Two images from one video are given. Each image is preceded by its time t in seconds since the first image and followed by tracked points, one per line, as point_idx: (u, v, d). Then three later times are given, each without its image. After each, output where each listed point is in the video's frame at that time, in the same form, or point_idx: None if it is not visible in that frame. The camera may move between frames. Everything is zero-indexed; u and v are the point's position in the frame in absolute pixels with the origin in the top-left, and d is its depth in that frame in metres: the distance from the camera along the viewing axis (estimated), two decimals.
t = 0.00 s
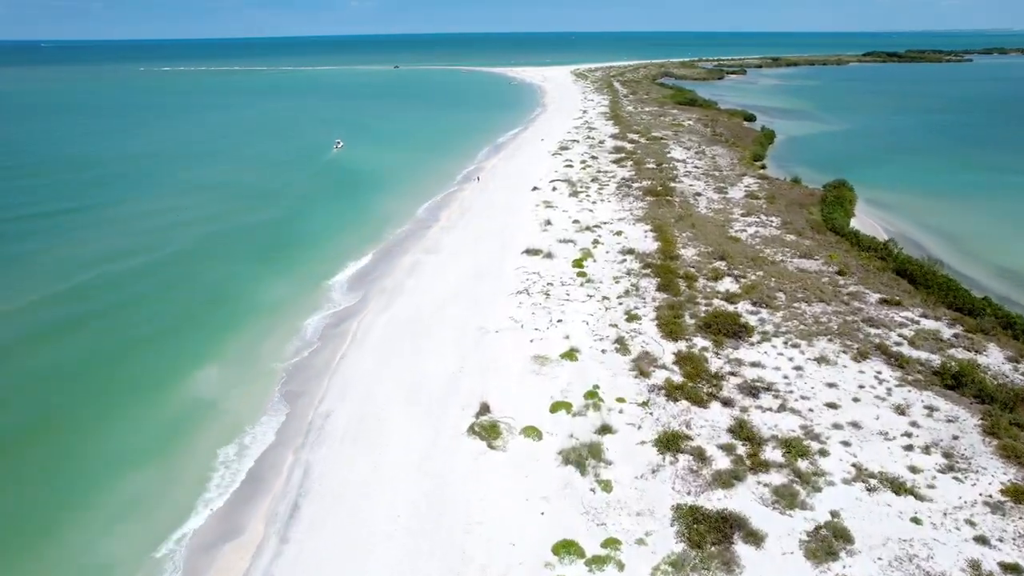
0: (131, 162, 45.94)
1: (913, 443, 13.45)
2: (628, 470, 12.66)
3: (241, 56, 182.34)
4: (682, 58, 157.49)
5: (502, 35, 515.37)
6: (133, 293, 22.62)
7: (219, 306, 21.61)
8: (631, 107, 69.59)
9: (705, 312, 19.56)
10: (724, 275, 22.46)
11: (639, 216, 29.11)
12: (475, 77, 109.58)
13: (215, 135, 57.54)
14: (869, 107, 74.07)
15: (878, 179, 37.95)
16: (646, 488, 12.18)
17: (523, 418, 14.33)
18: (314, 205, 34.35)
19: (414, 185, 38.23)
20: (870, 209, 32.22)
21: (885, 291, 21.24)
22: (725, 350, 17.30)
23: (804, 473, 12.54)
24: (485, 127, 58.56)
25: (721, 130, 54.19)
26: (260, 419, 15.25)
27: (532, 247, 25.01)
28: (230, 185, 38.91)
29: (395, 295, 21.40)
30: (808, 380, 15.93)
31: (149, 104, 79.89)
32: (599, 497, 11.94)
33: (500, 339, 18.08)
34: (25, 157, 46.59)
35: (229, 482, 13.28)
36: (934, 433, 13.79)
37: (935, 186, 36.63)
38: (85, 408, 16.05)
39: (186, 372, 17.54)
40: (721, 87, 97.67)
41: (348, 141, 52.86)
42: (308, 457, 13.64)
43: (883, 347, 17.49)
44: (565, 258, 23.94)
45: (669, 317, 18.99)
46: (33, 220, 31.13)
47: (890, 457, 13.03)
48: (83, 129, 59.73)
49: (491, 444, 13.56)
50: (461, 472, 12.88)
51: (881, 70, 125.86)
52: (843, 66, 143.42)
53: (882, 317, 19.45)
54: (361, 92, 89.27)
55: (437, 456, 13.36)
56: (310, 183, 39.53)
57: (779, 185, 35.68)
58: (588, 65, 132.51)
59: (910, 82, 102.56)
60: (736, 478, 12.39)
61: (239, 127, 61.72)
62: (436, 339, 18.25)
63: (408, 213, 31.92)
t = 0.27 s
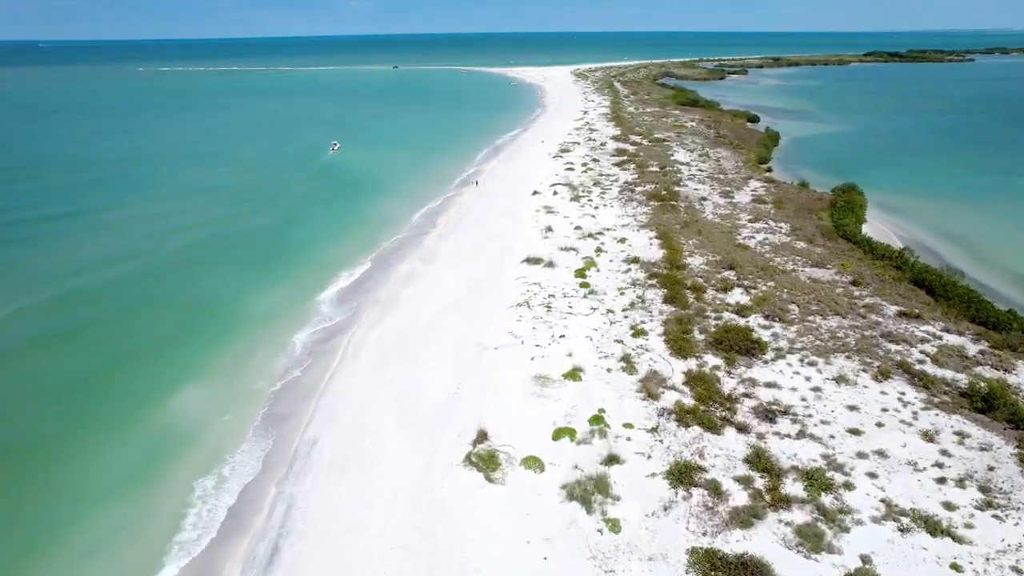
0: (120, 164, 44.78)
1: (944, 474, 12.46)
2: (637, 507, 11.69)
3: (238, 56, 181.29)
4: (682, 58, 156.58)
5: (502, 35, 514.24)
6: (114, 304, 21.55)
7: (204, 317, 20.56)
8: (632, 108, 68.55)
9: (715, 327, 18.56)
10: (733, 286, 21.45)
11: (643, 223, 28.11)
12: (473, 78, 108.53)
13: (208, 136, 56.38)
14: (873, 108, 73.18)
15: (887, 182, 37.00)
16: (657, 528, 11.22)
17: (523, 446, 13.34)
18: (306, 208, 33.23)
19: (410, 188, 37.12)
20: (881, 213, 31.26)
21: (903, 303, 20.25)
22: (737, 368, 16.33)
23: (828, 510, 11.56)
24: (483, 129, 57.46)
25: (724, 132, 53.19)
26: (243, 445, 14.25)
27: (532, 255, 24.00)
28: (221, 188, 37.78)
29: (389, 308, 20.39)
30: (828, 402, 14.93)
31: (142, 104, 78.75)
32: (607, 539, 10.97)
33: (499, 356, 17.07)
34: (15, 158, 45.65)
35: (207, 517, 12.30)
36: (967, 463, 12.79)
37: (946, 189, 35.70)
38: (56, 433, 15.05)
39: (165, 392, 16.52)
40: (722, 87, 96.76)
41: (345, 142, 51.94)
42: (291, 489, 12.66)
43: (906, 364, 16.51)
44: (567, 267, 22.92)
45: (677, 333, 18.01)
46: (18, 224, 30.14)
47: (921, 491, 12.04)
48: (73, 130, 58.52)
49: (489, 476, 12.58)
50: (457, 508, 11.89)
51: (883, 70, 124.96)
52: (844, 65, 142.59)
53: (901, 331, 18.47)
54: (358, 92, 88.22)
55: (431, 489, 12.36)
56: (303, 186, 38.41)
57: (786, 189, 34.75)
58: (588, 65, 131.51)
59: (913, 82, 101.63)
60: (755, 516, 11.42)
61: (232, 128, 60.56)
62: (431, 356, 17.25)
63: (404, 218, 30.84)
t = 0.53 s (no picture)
0: (108, 166, 43.54)
1: (983, 513, 11.44)
2: (649, 553, 10.70)
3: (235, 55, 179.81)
4: (683, 57, 155.47)
5: (501, 35, 512.91)
6: (89, 321, 20.47)
7: (186, 333, 19.54)
8: (633, 108, 67.42)
9: (727, 343, 17.54)
10: (744, 297, 20.41)
11: (647, 229, 27.05)
12: (471, 78, 107.36)
13: (199, 137, 55.14)
14: (878, 108, 72.14)
15: (898, 185, 35.98)
16: None
17: (524, 480, 12.34)
18: (298, 214, 32.13)
19: (406, 192, 35.98)
20: (894, 218, 30.23)
21: (923, 315, 19.22)
22: (752, 390, 15.31)
23: (859, 555, 10.54)
24: (481, 130, 56.29)
25: (727, 133, 52.12)
26: (223, 476, 13.23)
27: (532, 264, 22.95)
28: (210, 191, 36.58)
29: (381, 322, 19.36)
30: (851, 428, 13.88)
31: (134, 105, 77.44)
32: None
33: (498, 376, 16.03)
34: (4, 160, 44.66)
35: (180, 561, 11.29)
36: (1007, 500, 11.76)
37: (958, 192, 34.68)
38: (21, 465, 14.03)
39: (140, 417, 15.50)
40: (724, 87, 95.65)
41: (342, 144, 50.94)
42: (271, 529, 11.65)
43: (932, 384, 15.46)
44: (568, 277, 21.89)
45: (687, 350, 16.98)
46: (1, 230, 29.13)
47: (959, 533, 11.01)
48: (62, 131, 57.21)
49: (486, 514, 11.57)
50: (451, 552, 10.88)
51: (885, 69, 123.98)
52: (846, 64, 141.46)
53: (924, 346, 17.43)
54: (354, 92, 87.01)
55: (423, 530, 11.34)
56: (295, 190, 37.30)
57: (794, 192, 33.73)
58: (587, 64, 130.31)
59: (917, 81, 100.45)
60: (778, 564, 10.42)
61: (224, 129, 59.29)
62: (426, 376, 16.22)
63: (399, 224, 29.72)
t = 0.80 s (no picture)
0: (98, 168, 42.47)
1: None
2: None
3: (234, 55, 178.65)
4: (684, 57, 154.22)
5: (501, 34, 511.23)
6: (66, 333, 19.42)
7: (167, 349, 18.48)
8: (635, 108, 66.36)
9: (740, 362, 16.50)
10: (756, 310, 19.39)
11: (653, 236, 26.04)
12: (471, 77, 106.25)
13: (194, 138, 54.07)
14: (883, 108, 71.03)
15: (909, 189, 34.97)
16: None
17: (525, 520, 11.38)
18: (291, 219, 31.07)
19: (403, 196, 34.94)
20: (907, 224, 29.21)
21: (946, 330, 18.18)
22: (769, 415, 14.29)
23: None
24: (481, 131, 55.25)
25: (732, 134, 51.07)
26: (199, 514, 12.22)
27: (533, 274, 21.93)
28: (202, 194, 35.54)
29: (374, 338, 18.35)
30: (878, 458, 12.87)
31: (129, 105, 76.36)
32: None
33: (498, 398, 15.01)
34: None
35: None
36: None
37: (972, 196, 33.66)
38: None
39: (113, 445, 14.44)
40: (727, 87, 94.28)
41: (338, 145, 49.86)
42: None
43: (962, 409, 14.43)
44: (571, 287, 20.88)
45: (699, 370, 15.95)
46: None
47: None
48: (54, 131, 56.13)
49: (485, 561, 10.60)
50: None
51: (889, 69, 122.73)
52: (849, 64, 140.20)
53: (950, 364, 16.39)
54: (353, 92, 85.90)
55: None
56: (290, 193, 36.25)
57: (803, 196, 32.70)
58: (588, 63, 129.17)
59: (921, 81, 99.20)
60: None
61: (220, 130, 58.26)
62: (421, 398, 15.20)
63: (395, 230, 28.66)
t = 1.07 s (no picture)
0: (87, 170, 41.35)
1: None
2: None
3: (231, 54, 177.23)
4: (685, 56, 152.93)
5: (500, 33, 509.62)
6: (38, 348, 18.28)
7: (146, 365, 17.45)
8: (637, 108, 65.26)
9: (756, 383, 15.46)
10: (770, 324, 18.36)
11: (658, 243, 24.99)
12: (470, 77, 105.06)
13: (187, 138, 52.91)
14: (888, 108, 69.98)
15: (921, 194, 33.93)
16: None
17: (527, 567, 10.45)
18: (283, 223, 29.98)
19: (400, 199, 33.87)
20: (922, 230, 28.14)
21: (972, 346, 17.13)
22: (789, 445, 13.23)
23: None
24: (481, 131, 54.15)
25: (736, 135, 50.03)
26: (170, 560, 11.27)
27: (534, 284, 20.89)
28: (192, 197, 34.44)
29: (366, 355, 17.35)
30: (911, 494, 11.83)
31: (123, 105, 75.11)
32: None
33: (497, 423, 14.01)
34: None
35: None
36: None
37: (986, 201, 32.63)
38: None
39: (77, 478, 13.39)
40: (729, 87, 93.05)
41: (334, 146, 48.74)
42: None
43: (997, 436, 13.39)
44: (574, 300, 19.86)
45: (712, 392, 14.91)
46: None
47: None
48: (44, 132, 54.94)
49: None
50: None
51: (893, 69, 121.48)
52: (850, 64, 139.01)
53: (981, 385, 15.34)
54: (350, 92, 84.72)
55: None
56: (283, 196, 35.15)
57: (812, 201, 31.65)
58: (589, 62, 127.83)
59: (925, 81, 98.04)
60: None
61: (214, 130, 57.09)
62: (414, 423, 14.17)
63: (390, 235, 27.61)
